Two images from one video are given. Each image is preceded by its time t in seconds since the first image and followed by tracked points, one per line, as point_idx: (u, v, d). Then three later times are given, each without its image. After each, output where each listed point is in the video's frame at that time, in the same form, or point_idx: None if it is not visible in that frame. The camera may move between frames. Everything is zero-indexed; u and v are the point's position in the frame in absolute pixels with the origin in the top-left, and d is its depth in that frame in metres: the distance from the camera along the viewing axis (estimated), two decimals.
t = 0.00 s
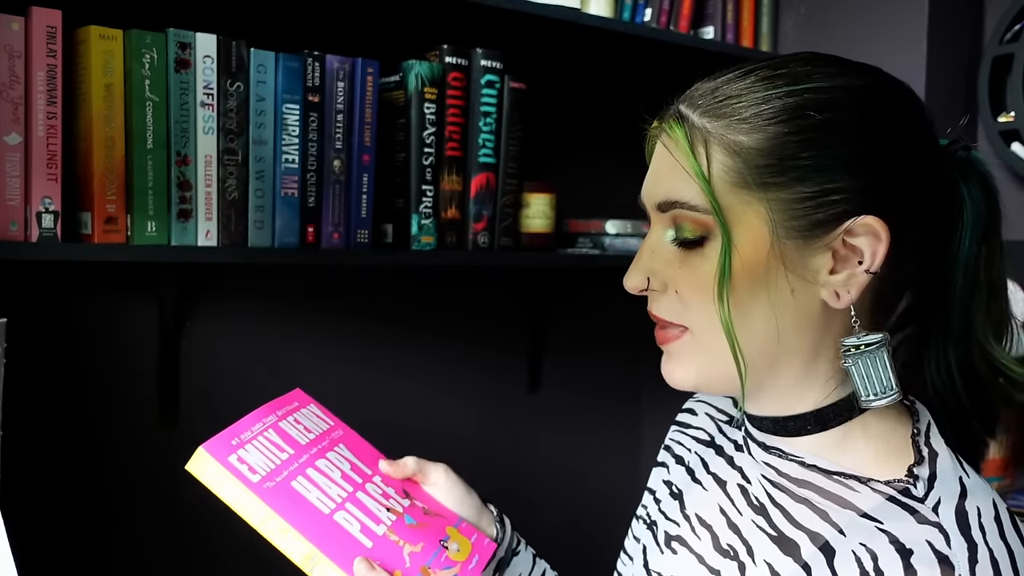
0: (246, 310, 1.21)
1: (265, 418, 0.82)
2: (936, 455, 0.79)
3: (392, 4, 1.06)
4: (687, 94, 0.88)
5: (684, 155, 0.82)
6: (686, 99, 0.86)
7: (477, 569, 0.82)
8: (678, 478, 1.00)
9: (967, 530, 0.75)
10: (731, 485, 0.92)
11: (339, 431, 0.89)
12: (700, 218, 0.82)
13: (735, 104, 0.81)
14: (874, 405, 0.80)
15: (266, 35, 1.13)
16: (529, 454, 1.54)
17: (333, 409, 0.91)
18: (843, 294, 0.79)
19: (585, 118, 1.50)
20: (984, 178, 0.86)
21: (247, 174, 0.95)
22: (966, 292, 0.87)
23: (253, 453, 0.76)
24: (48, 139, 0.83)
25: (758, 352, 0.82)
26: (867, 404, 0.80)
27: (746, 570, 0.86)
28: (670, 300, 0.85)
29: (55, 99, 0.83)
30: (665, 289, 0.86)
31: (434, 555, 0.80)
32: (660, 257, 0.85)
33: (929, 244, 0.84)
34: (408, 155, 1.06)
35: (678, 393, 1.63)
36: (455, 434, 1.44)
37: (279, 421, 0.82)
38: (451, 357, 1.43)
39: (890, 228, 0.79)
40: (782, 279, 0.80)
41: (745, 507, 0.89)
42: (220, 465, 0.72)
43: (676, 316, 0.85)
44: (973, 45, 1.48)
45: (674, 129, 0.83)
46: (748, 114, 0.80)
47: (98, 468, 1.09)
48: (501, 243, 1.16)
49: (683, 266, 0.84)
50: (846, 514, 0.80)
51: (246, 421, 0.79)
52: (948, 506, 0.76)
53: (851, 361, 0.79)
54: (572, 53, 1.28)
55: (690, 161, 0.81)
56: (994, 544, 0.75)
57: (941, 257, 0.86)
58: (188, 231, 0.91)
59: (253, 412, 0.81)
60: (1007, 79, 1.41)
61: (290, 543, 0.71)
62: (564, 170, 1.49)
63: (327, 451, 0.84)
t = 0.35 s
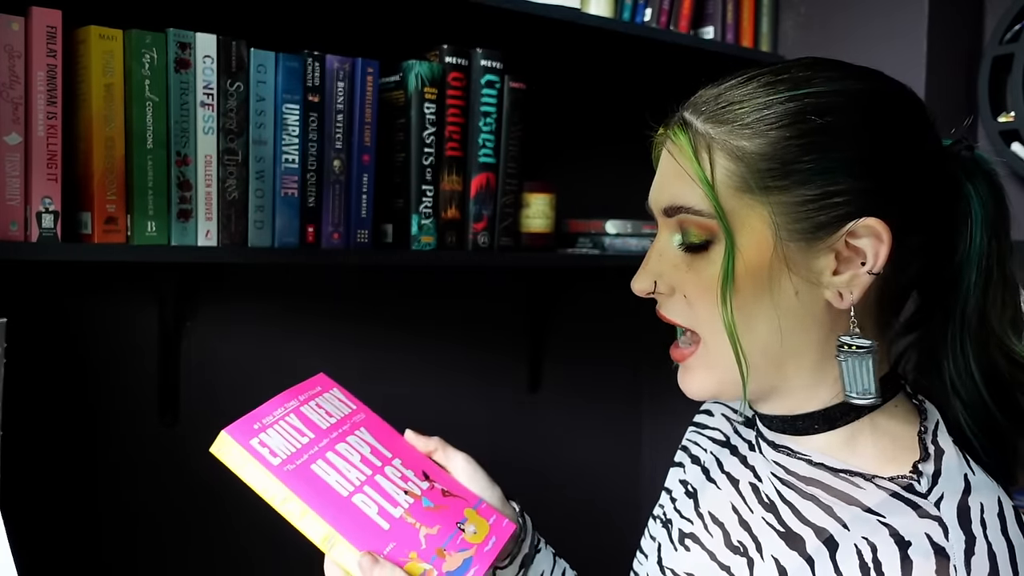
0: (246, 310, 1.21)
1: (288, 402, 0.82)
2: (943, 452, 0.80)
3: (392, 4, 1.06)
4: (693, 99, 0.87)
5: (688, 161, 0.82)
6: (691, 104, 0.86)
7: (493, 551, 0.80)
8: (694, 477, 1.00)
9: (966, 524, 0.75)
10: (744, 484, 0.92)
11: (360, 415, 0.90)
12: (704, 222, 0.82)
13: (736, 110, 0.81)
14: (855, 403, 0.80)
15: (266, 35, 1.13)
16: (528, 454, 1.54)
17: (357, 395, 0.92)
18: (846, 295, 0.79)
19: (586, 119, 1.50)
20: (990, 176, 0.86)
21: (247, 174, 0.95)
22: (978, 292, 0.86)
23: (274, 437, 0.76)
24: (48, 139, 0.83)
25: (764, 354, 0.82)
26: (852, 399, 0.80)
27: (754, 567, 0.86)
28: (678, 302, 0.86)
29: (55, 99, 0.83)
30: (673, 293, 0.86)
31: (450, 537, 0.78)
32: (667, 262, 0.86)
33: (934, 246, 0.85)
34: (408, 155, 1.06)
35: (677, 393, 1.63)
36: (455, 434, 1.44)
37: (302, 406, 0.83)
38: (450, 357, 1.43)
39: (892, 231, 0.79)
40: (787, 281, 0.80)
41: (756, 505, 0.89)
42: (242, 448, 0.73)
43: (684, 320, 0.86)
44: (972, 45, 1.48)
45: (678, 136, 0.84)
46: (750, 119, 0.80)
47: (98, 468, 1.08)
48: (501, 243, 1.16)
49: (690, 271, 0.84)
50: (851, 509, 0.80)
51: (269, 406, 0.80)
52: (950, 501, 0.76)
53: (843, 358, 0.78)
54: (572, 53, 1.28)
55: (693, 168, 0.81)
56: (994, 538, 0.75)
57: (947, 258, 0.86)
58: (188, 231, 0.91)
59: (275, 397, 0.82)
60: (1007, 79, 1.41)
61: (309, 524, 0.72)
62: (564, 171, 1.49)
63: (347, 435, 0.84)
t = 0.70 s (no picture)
0: (246, 309, 1.21)
1: (352, 319, 0.78)
2: (940, 446, 0.79)
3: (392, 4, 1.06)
4: (721, 93, 0.86)
5: (734, 141, 0.78)
6: (725, 94, 0.84)
7: (509, 512, 0.76)
8: (687, 477, 1.00)
9: (966, 515, 0.74)
10: (742, 483, 0.92)
11: (429, 340, 0.83)
12: (743, 206, 0.78)
13: (780, 102, 0.80)
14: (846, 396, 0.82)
15: (266, 35, 1.13)
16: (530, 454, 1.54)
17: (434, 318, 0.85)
18: (872, 294, 0.79)
19: (586, 119, 1.50)
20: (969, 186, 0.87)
21: (247, 174, 0.95)
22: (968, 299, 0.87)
23: (318, 354, 0.74)
24: (48, 139, 0.83)
25: (792, 348, 0.80)
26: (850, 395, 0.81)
27: (754, 564, 0.85)
28: (702, 287, 0.82)
29: (55, 99, 0.83)
30: (699, 277, 0.82)
31: (466, 490, 0.77)
32: (694, 246, 0.82)
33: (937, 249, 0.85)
34: (408, 155, 1.06)
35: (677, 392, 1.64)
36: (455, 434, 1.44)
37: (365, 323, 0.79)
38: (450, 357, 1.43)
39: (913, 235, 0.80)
40: (823, 274, 0.78)
41: (755, 504, 0.88)
42: (285, 362, 0.72)
43: (709, 306, 0.82)
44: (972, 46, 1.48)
45: (721, 117, 0.80)
46: (794, 112, 0.79)
47: (99, 468, 1.08)
48: (501, 243, 1.16)
49: (723, 255, 0.80)
50: (851, 503, 0.80)
51: (330, 320, 0.77)
52: (950, 494, 0.75)
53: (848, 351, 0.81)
54: (572, 53, 1.28)
55: (741, 148, 0.78)
56: (993, 530, 0.74)
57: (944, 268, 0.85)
58: (188, 231, 0.91)
59: (338, 312, 0.78)
60: (1007, 80, 1.43)
61: (326, 446, 0.72)
62: (564, 170, 1.49)
63: (403, 364, 0.80)
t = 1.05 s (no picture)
0: (246, 309, 1.20)
1: (498, 186, 0.82)
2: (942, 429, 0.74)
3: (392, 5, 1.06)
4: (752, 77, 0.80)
5: (816, 116, 0.72)
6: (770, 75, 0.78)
7: (490, 437, 0.81)
8: (661, 468, 0.88)
9: (986, 497, 0.68)
10: (731, 474, 0.80)
11: (558, 244, 0.82)
12: (828, 180, 0.72)
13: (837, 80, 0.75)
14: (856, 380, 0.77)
15: (266, 35, 1.13)
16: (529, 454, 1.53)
17: (580, 226, 0.82)
18: (910, 282, 0.77)
19: (586, 119, 1.50)
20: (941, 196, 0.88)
21: (247, 174, 0.95)
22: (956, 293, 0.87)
23: (441, 204, 0.82)
24: (48, 139, 0.83)
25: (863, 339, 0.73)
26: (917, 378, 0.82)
27: (756, 558, 0.75)
28: (785, 269, 0.72)
29: (55, 99, 0.83)
30: (780, 256, 0.72)
31: (473, 394, 0.81)
32: (771, 224, 0.73)
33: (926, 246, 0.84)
34: (409, 155, 1.06)
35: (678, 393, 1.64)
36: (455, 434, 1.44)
37: (504, 197, 0.82)
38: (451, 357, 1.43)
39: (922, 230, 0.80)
40: (886, 259, 0.74)
41: (750, 496, 0.78)
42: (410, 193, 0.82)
43: (792, 291, 0.71)
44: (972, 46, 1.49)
45: (791, 90, 0.74)
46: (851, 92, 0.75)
47: (98, 467, 1.08)
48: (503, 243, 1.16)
49: (806, 233, 0.72)
50: (864, 490, 0.71)
51: (480, 177, 0.82)
52: (965, 475, 0.69)
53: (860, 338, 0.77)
54: (573, 53, 1.29)
55: (827, 122, 0.72)
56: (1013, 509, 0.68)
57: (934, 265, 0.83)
58: (188, 231, 0.91)
59: (497, 175, 0.82)
60: (1007, 80, 1.43)
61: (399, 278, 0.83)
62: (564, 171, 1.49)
63: (511, 254, 0.82)
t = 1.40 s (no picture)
0: (246, 309, 1.21)
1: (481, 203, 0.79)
2: (934, 433, 0.74)
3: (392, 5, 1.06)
4: (727, 82, 0.81)
5: (801, 121, 0.73)
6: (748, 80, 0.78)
7: (487, 458, 0.79)
8: (655, 473, 0.87)
9: (984, 502, 0.68)
10: (724, 479, 0.80)
11: (546, 262, 0.79)
12: (821, 186, 0.73)
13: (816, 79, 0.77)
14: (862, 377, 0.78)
15: (266, 35, 1.13)
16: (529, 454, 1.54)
17: (567, 243, 0.78)
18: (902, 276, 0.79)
19: (586, 119, 1.50)
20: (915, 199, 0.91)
21: (247, 174, 0.95)
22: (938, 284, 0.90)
23: (424, 223, 0.79)
24: (48, 139, 0.83)
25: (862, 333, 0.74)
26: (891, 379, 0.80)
27: (751, 565, 0.75)
28: (786, 275, 0.72)
29: (55, 99, 0.83)
30: (780, 265, 0.73)
31: (467, 415, 0.79)
32: (766, 235, 0.74)
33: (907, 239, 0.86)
34: (409, 155, 1.06)
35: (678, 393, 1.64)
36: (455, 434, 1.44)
37: (488, 214, 0.79)
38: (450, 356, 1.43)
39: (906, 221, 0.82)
40: (880, 257, 0.76)
41: (742, 501, 0.78)
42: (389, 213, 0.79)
43: (795, 297, 0.72)
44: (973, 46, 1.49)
45: (774, 95, 0.75)
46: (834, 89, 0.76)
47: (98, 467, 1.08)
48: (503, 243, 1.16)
49: (802, 240, 0.73)
50: (858, 496, 0.71)
51: (461, 193, 0.79)
52: (961, 480, 0.69)
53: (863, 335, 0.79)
54: (573, 53, 1.28)
55: (814, 127, 0.73)
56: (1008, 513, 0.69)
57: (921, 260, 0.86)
58: (188, 231, 0.91)
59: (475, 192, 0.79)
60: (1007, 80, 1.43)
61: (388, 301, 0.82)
62: (564, 171, 1.49)
63: (497, 272, 0.79)
